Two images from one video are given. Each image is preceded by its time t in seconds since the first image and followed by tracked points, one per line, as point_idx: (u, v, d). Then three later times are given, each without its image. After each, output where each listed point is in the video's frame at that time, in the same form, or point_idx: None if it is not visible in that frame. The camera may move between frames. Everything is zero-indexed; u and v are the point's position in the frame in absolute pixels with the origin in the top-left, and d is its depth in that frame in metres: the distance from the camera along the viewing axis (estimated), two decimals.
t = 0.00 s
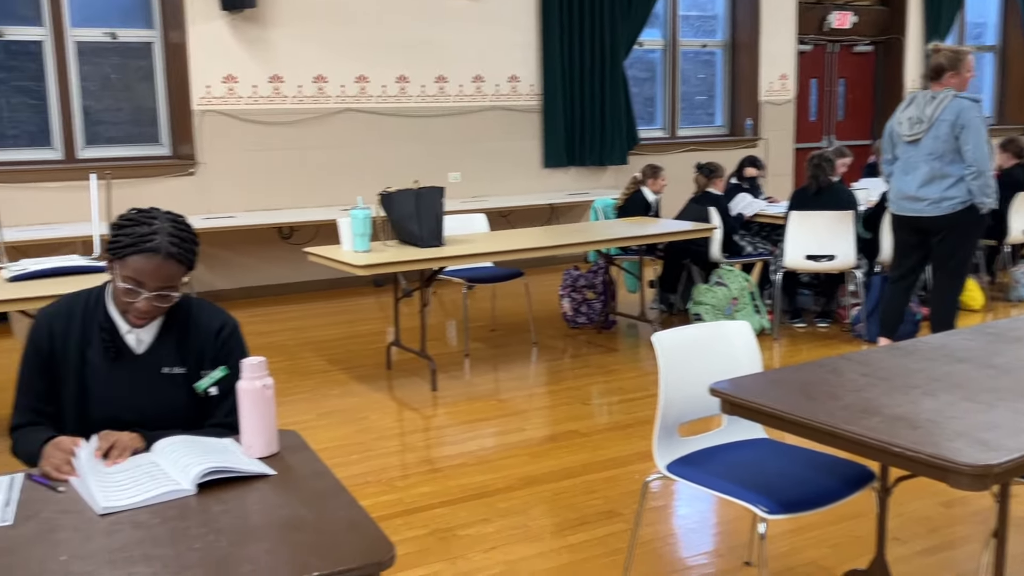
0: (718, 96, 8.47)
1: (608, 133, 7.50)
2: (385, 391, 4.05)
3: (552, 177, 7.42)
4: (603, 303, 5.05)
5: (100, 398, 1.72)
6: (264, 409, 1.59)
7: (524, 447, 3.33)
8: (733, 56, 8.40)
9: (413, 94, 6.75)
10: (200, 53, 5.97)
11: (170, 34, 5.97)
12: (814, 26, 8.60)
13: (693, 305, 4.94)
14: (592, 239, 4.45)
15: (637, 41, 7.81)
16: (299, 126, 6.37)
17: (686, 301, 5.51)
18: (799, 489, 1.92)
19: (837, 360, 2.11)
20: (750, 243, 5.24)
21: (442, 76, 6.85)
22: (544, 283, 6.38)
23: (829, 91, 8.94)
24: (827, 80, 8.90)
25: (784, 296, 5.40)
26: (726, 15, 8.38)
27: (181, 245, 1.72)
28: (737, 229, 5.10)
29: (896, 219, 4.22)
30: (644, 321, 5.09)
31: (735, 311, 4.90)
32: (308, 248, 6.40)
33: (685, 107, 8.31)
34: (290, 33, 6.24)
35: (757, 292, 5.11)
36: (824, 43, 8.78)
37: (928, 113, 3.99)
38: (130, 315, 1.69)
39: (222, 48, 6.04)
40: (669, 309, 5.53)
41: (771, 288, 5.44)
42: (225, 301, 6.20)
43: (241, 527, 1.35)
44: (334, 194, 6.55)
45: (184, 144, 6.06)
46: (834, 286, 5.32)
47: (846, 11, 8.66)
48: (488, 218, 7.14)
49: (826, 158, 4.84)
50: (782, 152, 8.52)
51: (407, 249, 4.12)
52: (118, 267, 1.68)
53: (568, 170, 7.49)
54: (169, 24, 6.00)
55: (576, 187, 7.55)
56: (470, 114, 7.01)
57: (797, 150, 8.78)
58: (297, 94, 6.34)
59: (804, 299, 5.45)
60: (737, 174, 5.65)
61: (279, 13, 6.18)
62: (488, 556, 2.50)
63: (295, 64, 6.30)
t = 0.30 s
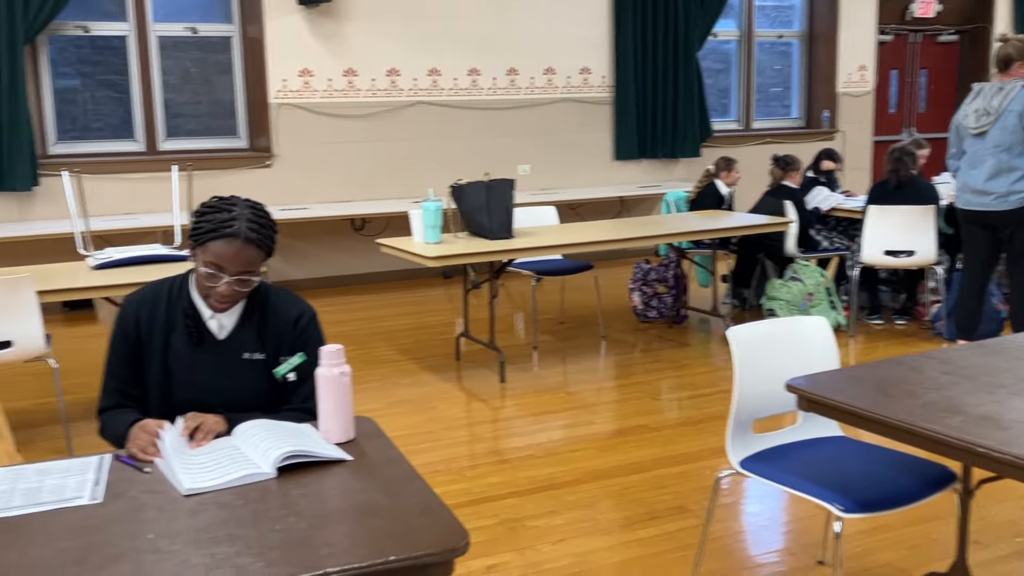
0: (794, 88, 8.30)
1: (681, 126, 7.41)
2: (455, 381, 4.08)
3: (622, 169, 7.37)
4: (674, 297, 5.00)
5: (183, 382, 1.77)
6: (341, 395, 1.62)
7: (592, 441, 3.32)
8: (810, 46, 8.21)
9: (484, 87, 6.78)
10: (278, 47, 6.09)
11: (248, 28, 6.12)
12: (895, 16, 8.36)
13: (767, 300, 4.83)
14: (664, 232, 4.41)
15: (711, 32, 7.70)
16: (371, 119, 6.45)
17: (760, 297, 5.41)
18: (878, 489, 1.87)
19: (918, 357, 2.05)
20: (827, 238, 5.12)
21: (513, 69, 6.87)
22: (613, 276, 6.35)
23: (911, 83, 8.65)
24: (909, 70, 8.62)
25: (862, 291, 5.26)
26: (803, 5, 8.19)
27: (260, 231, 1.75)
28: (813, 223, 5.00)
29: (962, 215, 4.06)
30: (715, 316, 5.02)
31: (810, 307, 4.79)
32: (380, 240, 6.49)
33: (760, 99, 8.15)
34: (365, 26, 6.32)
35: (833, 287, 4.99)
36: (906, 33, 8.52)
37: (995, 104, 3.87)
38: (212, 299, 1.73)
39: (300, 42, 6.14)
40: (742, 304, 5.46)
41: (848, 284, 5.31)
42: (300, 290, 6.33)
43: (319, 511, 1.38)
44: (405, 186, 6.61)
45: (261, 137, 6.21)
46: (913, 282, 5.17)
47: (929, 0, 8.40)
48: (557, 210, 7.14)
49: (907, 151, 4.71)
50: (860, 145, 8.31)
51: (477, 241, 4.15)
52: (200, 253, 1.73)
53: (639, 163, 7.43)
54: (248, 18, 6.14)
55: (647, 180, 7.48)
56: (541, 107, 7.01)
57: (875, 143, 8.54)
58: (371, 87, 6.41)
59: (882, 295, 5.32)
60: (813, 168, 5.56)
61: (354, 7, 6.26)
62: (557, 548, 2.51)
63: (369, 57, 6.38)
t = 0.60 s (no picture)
0: (866, 79, 8.10)
1: (748, 118, 7.30)
2: (517, 373, 4.10)
3: (689, 161, 7.29)
4: (741, 292, 4.93)
5: (256, 367, 1.82)
6: (409, 383, 1.64)
7: (656, 435, 3.30)
8: (883, 36, 8.00)
9: (549, 78, 6.78)
10: (346, 40, 6.16)
11: (317, 22, 6.21)
12: (974, 5, 8.10)
13: (837, 295, 4.76)
14: (732, 225, 4.36)
15: (781, 23, 7.56)
16: (436, 111, 6.49)
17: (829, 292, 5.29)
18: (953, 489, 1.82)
19: (997, 355, 1.98)
20: (900, 233, 4.98)
21: (578, 61, 6.85)
22: (678, 270, 6.29)
23: (990, 73, 8.34)
24: (988, 61, 8.32)
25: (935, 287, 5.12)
26: None
27: (330, 218, 1.77)
28: (885, 218, 4.88)
29: None
30: (782, 312, 4.94)
31: (881, 303, 4.68)
32: (444, 232, 6.54)
33: (830, 90, 7.98)
34: (432, 19, 6.37)
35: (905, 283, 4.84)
36: (985, 22, 8.24)
37: None
38: (284, 285, 1.76)
39: (368, 35, 6.21)
40: (811, 299, 5.35)
41: (920, 279, 5.17)
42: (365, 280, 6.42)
43: (388, 497, 1.40)
44: (469, 178, 6.65)
45: (328, 129, 6.30)
46: (990, 278, 5.02)
47: None
48: (622, 203, 7.11)
49: (986, 143, 4.59)
50: (934, 138, 8.07)
51: (541, 233, 4.16)
52: (272, 240, 1.76)
53: (706, 155, 7.34)
54: (317, 12, 6.23)
55: (714, 173, 7.39)
56: (608, 98, 6.98)
57: (951, 136, 8.29)
58: (436, 80, 6.46)
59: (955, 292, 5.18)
60: (886, 160, 5.45)
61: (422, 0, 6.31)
62: (620, 541, 2.50)
63: (436, 49, 6.42)
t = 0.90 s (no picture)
0: (930, 69, 7.90)
1: (808, 109, 7.17)
2: (570, 365, 4.10)
3: (745, 153, 7.20)
4: (799, 286, 4.88)
5: (315, 354, 1.85)
6: (466, 372, 1.65)
7: (710, 429, 3.28)
8: (949, 25, 7.78)
9: (605, 69, 6.75)
10: (402, 32, 6.21)
11: (374, 14, 6.25)
12: None
13: (897, 290, 4.67)
14: (790, 217, 4.29)
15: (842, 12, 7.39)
16: (491, 103, 6.50)
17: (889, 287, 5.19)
18: (1019, 487, 1.78)
19: None
20: (964, 227, 4.86)
21: (635, 51, 6.80)
22: (734, 263, 6.21)
23: None
24: None
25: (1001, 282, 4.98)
26: None
27: (389, 208, 1.79)
28: (948, 212, 4.78)
29: None
30: (841, 306, 4.86)
31: (943, 299, 4.55)
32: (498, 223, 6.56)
33: (893, 81, 7.79)
34: (488, 10, 6.38)
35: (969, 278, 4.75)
36: None
37: None
38: (343, 273, 1.79)
39: (424, 27, 6.25)
40: (871, 294, 5.26)
41: (985, 275, 5.04)
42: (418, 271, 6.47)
43: (445, 484, 1.42)
44: (522, 169, 6.65)
45: (384, 121, 6.36)
46: None
47: None
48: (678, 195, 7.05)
49: None
50: (1002, 130, 7.83)
51: (596, 225, 4.15)
52: (332, 229, 1.79)
53: (763, 147, 7.23)
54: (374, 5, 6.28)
55: (772, 165, 7.28)
56: (664, 89, 6.92)
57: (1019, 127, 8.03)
58: (492, 71, 6.46)
59: (1021, 287, 5.04)
60: (950, 152, 5.32)
61: None
62: (674, 534, 2.49)
63: (492, 41, 6.43)
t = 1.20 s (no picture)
0: (985, 58, 7.69)
1: (857, 99, 7.04)
2: (613, 356, 4.09)
3: (792, 144, 7.09)
4: (846, 278, 4.81)
5: (361, 340, 1.87)
6: (509, 361, 1.66)
7: (754, 422, 3.25)
8: (1005, 13, 7.56)
9: (650, 58, 6.69)
10: (447, 22, 6.22)
11: (419, 4, 6.27)
12: None
13: (947, 283, 4.56)
14: (839, 209, 4.22)
15: None
16: (535, 93, 6.49)
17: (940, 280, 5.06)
18: None
19: None
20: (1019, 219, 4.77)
21: (681, 40, 6.73)
22: (780, 255, 6.13)
23: None
24: None
25: None
26: None
27: (432, 193, 1.81)
28: (1002, 204, 4.71)
29: None
30: (890, 299, 4.77)
31: (995, 293, 4.45)
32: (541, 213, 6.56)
33: (945, 70, 7.60)
34: None
35: None
36: None
37: None
38: (388, 259, 1.81)
39: (469, 17, 6.26)
40: (920, 288, 5.11)
41: None
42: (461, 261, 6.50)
43: (488, 472, 1.42)
44: (565, 160, 6.63)
45: (429, 110, 6.38)
46: None
47: None
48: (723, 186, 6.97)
49: None
50: None
51: (641, 215, 4.13)
52: (377, 214, 1.80)
53: (811, 137, 7.12)
54: None
55: (820, 156, 7.16)
56: (710, 78, 6.84)
57: None
58: (536, 61, 6.45)
59: None
60: (1005, 143, 5.22)
61: None
62: (717, 527, 2.47)
63: (536, 30, 6.42)
